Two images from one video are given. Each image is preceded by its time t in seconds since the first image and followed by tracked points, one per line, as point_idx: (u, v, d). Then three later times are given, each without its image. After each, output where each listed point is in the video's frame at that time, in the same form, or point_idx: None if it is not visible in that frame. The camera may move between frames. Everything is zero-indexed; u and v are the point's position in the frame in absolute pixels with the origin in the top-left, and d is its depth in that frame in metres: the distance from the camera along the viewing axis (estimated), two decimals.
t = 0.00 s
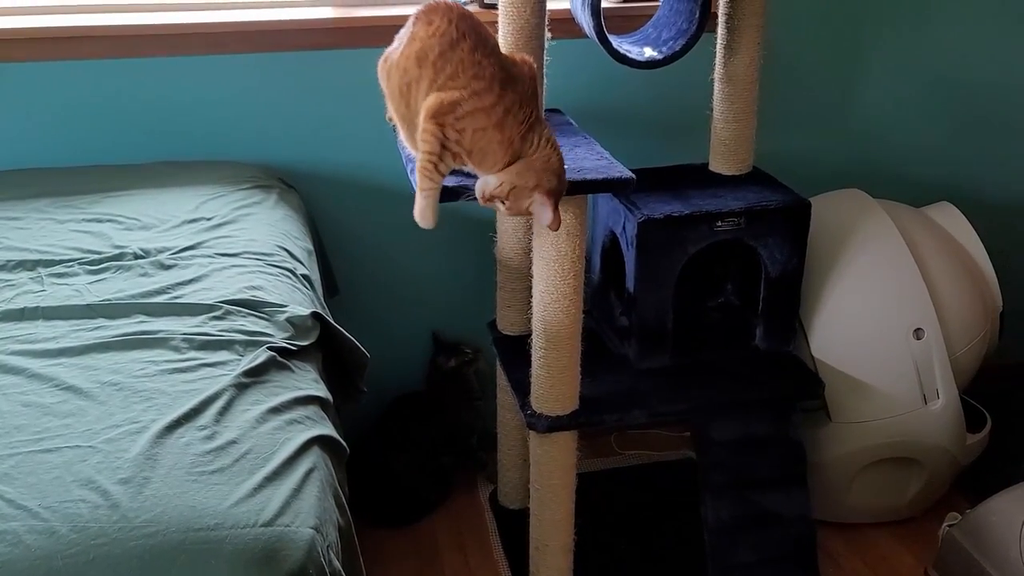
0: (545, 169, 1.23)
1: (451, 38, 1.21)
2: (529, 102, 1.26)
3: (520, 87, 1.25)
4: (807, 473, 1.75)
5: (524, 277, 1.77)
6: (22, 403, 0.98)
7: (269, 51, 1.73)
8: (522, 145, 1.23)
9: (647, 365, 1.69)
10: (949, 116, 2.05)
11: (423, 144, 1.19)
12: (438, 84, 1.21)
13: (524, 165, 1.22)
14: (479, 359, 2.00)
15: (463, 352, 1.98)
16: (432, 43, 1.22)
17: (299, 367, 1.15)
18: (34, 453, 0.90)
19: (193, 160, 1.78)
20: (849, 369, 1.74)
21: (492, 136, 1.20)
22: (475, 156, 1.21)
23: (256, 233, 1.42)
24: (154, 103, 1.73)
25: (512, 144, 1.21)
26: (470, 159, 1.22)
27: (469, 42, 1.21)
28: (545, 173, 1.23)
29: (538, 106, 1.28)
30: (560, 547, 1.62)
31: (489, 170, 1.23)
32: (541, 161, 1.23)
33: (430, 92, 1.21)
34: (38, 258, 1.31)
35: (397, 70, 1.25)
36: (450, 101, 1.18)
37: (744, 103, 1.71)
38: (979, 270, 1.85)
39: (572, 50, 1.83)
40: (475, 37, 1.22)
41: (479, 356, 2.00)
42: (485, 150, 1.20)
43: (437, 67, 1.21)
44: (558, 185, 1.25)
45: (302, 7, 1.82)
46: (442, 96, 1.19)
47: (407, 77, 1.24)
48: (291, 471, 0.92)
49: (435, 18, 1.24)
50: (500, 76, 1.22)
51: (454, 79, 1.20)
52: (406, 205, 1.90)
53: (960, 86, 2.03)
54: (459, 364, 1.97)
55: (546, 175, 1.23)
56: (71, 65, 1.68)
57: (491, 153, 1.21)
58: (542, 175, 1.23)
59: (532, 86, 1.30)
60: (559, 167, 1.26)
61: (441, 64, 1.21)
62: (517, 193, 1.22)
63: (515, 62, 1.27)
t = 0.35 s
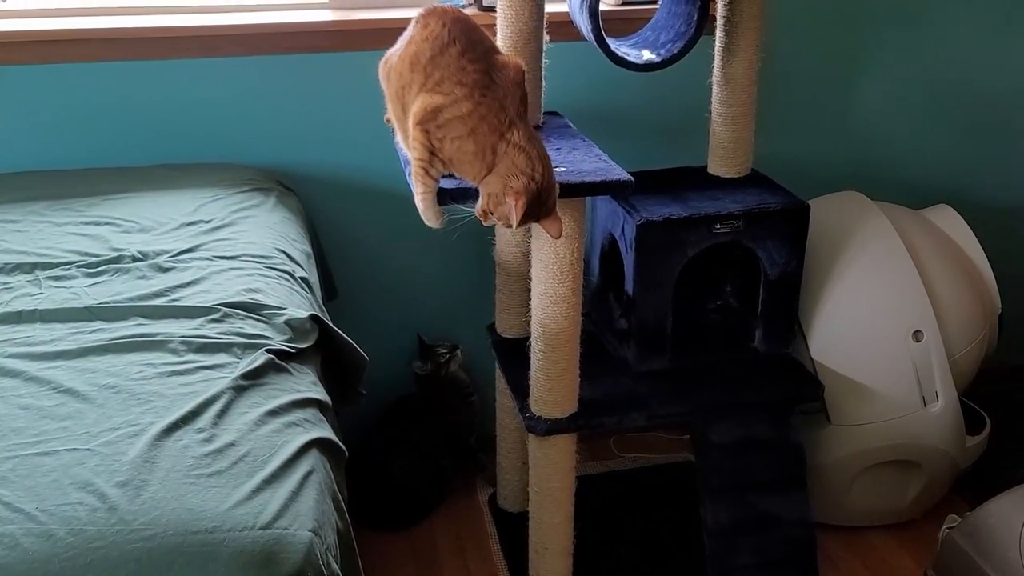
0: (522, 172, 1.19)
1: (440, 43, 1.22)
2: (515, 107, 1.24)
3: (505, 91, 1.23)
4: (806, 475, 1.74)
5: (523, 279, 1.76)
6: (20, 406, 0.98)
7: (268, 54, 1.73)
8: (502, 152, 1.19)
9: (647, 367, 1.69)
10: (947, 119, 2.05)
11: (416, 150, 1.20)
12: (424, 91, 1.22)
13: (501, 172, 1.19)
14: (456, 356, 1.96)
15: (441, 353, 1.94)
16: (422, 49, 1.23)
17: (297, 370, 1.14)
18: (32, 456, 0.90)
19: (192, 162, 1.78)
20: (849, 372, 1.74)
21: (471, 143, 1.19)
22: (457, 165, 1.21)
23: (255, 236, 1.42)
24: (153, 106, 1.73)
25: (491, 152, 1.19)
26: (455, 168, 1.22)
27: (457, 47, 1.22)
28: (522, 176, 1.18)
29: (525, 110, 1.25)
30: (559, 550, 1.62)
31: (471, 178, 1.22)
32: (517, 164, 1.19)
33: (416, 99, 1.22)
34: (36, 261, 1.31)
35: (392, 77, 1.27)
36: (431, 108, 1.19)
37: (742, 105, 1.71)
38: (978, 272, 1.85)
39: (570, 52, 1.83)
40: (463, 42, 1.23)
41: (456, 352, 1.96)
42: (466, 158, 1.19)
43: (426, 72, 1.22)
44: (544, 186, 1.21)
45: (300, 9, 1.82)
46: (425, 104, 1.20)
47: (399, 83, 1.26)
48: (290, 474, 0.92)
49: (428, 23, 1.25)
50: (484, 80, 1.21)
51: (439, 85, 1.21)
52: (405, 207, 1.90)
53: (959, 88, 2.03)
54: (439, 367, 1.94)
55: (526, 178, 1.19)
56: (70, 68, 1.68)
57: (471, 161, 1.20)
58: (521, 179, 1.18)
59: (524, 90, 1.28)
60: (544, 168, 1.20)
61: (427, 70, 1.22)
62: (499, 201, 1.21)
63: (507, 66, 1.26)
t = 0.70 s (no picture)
0: (523, 177, 1.19)
1: (446, 43, 1.23)
2: (519, 110, 1.24)
3: (510, 93, 1.23)
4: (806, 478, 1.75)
5: (523, 282, 1.77)
6: (21, 410, 0.98)
7: (268, 58, 1.73)
8: (506, 153, 1.19)
9: (647, 370, 1.69)
10: (946, 121, 2.06)
11: (421, 148, 1.19)
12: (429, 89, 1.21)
13: (505, 175, 1.19)
14: (456, 359, 1.96)
15: (441, 356, 1.95)
16: (429, 49, 1.23)
17: (297, 373, 1.14)
18: (33, 461, 0.90)
19: (192, 166, 1.78)
20: (849, 374, 1.74)
21: (475, 142, 1.18)
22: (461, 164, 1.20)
23: (255, 240, 1.42)
24: (153, 110, 1.73)
25: (495, 154, 1.19)
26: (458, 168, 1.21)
27: (463, 47, 1.22)
28: (524, 182, 1.19)
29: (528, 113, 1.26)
30: (559, 553, 1.62)
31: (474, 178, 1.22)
32: (519, 169, 1.19)
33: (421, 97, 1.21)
34: (36, 265, 1.31)
35: (396, 77, 1.27)
36: (436, 104, 1.18)
37: (742, 108, 1.72)
38: (977, 274, 1.85)
39: (570, 55, 1.83)
40: (470, 42, 1.23)
41: (456, 356, 1.96)
42: (470, 157, 1.19)
43: (432, 72, 1.22)
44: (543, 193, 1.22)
45: (300, 13, 1.82)
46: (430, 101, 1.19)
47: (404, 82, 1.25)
48: (291, 478, 0.92)
49: (436, 24, 1.25)
50: (489, 81, 1.21)
51: (445, 83, 1.20)
52: (406, 210, 1.91)
53: (958, 91, 2.03)
54: (438, 369, 1.94)
55: (527, 184, 1.20)
56: (70, 72, 1.68)
57: (474, 161, 1.19)
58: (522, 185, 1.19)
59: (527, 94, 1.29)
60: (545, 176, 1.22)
61: (434, 69, 1.22)
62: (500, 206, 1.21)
63: (510, 69, 1.26)
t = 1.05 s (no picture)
0: (516, 126, 1.21)
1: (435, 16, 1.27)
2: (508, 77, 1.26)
3: (498, 62, 1.27)
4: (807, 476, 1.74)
5: (523, 279, 1.76)
6: (20, 404, 0.97)
7: (268, 54, 1.73)
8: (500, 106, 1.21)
9: (647, 367, 1.69)
10: (947, 119, 2.06)
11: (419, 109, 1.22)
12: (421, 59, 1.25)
13: (500, 127, 1.20)
14: (457, 360, 1.95)
15: (443, 355, 1.93)
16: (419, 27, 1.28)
17: (298, 369, 1.14)
18: (32, 454, 0.89)
19: (192, 163, 1.78)
20: (850, 372, 1.74)
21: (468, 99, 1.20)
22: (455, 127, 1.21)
23: (255, 236, 1.41)
24: (152, 105, 1.73)
25: (483, 109, 1.20)
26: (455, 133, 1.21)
27: (452, 15, 1.27)
28: (521, 131, 1.21)
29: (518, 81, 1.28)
30: (560, 550, 1.62)
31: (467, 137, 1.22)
32: (510, 120, 1.21)
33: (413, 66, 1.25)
34: (36, 260, 1.31)
35: (387, 64, 1.30)
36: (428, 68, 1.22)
37: (743, 104, 1.72)
38: (978, 272, 1.85)
39: (570, 52, 1.83)
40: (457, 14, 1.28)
41: (457, 356, 1.95)
42: (463, 115, 1.20)
43: (421, 43, 1.26)
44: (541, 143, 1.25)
45: (300, 10, 1.82)
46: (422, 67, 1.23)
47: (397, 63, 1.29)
48: (292, 471, 0.92)
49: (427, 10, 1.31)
50: (476, 47, 1.26)
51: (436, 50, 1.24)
52: (406, 207, 1.90)
53: (959, 88, 2.03)
54: (438, 368, 1.93)
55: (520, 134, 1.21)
56: (69, 68, 1.68)
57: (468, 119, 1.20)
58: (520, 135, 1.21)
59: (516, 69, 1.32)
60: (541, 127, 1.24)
61: (424, 41, 1.26)
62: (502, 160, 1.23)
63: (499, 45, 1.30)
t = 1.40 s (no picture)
0: (516, 101, 1.18)
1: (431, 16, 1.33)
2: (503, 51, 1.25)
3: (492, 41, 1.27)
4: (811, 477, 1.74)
5: (526, 279, 1.76)
6: (24, 402, 0.97)
7: (271, 51, 1.73)
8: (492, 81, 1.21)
9: (650, 367, 1.68)
10: (953, 120, 2.05)
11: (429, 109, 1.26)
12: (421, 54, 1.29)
13: (501, 109, 1.18)
14: (459, 356, 1.94)
15: (445, 351, 1.92)
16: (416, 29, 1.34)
17: (302, 367, 1.14)
18: (36, 452, 0.89)
19: (195, 159, 1.77)
20: (854, 373, 1.73)
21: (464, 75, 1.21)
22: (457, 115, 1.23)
23: (259, 233, 1.41)
24: (156, 102, 1.73)
25: (480, 93, 1.19)
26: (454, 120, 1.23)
27: (445, 9, 1.31)
28: (526, 110, 1.18)
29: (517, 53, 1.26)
30: (562, 550, 1.61)
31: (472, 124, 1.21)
32: (509, 96, 1.18)
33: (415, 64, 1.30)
34: (39, 256, 1.30)
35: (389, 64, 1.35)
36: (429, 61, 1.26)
37: (747, 104, 1.71)
38: (983, 274, 1.84)
39: (575, 51, 1.82)
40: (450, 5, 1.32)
41: (460, 353, 1.94)
42: (461, 105, 1.20)
43: (421, 42, 1.30)
44: (551, 115, 1.20)
45: (304, 7, 1.82)
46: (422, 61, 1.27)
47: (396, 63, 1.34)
48: (296, 470, 0.91)
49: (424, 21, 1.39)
50: (471, 31, 1.28)
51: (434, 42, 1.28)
52: (409, 206, 1.90)
53: (964, 89, 2.03)
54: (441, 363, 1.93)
55: (522, 108, 1.18)
56: (73, 64, 1.67)
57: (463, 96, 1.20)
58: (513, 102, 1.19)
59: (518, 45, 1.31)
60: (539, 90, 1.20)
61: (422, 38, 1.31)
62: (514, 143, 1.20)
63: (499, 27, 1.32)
